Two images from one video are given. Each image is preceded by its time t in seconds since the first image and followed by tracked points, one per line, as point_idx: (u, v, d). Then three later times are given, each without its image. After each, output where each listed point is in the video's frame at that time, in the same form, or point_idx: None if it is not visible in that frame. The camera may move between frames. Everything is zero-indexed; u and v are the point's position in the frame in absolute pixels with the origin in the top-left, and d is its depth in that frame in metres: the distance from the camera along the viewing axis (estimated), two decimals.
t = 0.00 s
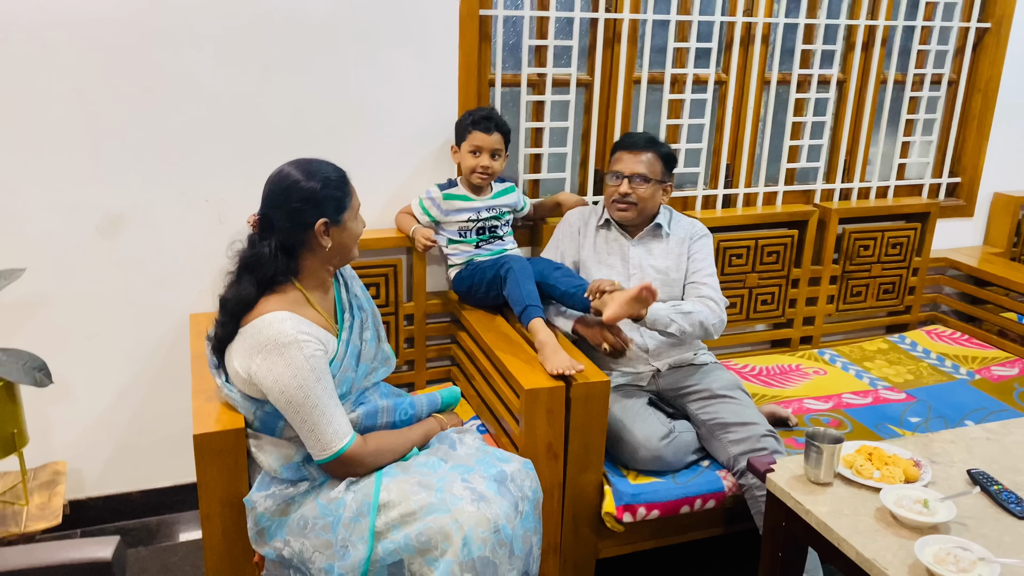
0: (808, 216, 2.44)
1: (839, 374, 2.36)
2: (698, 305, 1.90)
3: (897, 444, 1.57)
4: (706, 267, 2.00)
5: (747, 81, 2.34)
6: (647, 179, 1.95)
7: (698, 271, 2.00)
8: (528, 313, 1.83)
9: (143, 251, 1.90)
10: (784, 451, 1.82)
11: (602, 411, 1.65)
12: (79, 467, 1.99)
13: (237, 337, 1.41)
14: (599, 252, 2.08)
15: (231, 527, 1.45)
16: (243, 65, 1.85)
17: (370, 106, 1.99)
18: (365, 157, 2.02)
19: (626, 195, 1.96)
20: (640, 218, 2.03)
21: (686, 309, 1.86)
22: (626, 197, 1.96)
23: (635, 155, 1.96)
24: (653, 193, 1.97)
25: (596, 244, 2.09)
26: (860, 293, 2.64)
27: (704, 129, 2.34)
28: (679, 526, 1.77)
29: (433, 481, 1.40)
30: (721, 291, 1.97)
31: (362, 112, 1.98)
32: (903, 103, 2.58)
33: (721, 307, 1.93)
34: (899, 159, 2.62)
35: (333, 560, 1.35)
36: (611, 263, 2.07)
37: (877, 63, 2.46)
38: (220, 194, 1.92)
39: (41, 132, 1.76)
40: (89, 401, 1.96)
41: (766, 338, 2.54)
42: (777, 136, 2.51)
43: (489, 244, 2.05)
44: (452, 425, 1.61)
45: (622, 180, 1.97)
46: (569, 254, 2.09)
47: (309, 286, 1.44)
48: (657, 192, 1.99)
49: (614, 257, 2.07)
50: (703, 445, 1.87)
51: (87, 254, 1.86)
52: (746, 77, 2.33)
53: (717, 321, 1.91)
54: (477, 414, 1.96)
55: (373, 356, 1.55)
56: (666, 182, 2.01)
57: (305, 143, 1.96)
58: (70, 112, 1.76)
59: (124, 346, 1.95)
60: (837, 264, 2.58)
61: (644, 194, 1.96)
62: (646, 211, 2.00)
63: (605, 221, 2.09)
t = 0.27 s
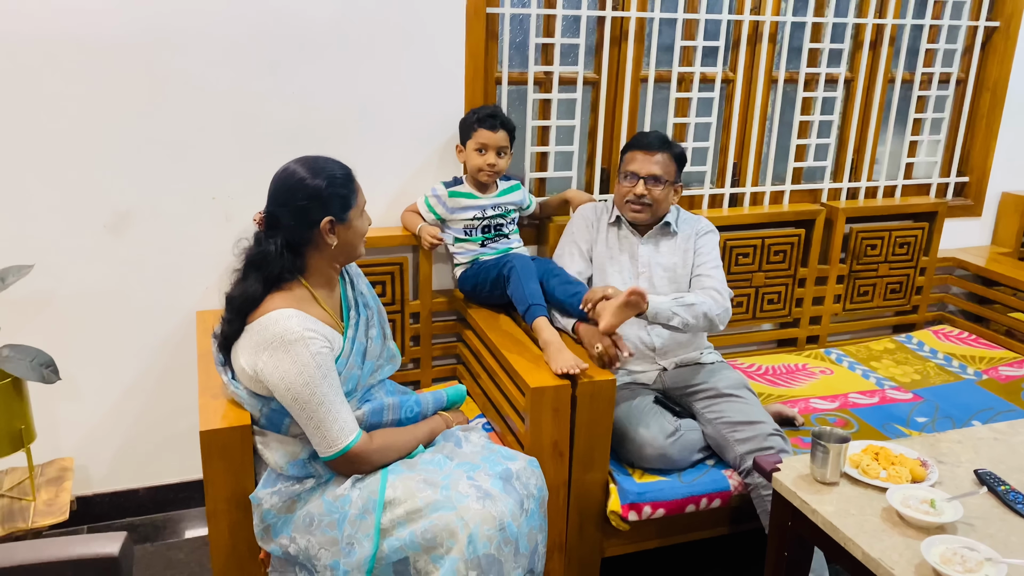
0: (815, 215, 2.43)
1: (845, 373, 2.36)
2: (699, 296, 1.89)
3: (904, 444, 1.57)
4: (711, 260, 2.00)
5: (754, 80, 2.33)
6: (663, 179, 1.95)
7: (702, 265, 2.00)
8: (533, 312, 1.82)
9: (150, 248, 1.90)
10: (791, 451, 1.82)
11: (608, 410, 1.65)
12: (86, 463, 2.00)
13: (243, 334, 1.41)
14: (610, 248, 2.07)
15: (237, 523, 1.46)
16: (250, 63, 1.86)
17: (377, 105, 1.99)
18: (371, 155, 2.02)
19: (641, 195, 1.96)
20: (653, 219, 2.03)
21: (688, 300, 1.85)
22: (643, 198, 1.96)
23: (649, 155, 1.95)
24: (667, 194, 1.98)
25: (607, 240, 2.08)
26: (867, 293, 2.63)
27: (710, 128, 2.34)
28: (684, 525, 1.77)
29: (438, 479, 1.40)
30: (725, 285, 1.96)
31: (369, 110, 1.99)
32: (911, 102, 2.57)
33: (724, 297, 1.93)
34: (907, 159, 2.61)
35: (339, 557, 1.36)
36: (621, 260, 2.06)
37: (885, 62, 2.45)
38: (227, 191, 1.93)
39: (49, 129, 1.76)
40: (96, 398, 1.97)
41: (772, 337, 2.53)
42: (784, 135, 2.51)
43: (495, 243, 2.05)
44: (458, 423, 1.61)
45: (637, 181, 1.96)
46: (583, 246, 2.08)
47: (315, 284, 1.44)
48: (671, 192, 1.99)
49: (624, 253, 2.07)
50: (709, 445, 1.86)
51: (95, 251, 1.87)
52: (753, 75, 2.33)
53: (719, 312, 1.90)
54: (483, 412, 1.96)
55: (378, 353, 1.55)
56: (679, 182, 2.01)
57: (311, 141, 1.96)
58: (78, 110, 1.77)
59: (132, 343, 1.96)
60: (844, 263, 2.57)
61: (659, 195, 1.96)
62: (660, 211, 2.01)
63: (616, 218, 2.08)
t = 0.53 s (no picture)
0: (823, 216, 2.42)
1: (852, 375, 2.35)
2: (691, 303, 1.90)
3: (911, 447, 1.56)
4: (710, 261, 2.00)
5: (762, 81, 2.32)
6: (670, 177, 1.96)
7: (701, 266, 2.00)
8: (535, 314, 1.82)
9: (156, 248, 1.91)
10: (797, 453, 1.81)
11: (614, 411, 1.64)
12: (91, 462, 2.01)
13: (248, 334, 1.41)
14: (617, 247, 2.07)
15: (242, 524, 1.46)
16: (257, 63, 1.86)
17: (383, 104, 1.99)
18: (377, 155, 2.02)
19: (650, 194, 1.96)
20: (661, 217, 2.03)
21: (679, 310, 1.87)
22: (652, 197, 1.97)
23: (653, 154, 1.96)
24: (675, 191, 1.98)
25: (614, 239, 2.07)
26: (874, 294, 2.62)
27: (717, 129, 2.33)
28: (689, 527, 1.76)
29: (444, 480, 1.40)
30: (721, 286, 1.97)
31: (375, 110, 1.99)
32: (920, 102, 2.56)
33: (717, 300, 1.93)
34: (915, 160, 2.59)
35: (344, 558, 1.36)
36: (628, 259, 2.06)
37: (894, 62, 2.44)
38: (233, 191, 1.93)
39: (56, 128, 1.77)
40: (102, 397, 1.97)
41: (779, 339, 2.52)
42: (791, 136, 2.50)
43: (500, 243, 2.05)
44: (464, 424, 1.61)
45: (644, 180, 1.97)
46: (590, 243, 2.06)
47: (320, 284, 1.44)
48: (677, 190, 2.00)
49: (631, 252, 2.06)
50: (715, 446, 1.86)
51: (101, 250, 1.87)
52: (760, 76, 2.32)
53: (713, 316, 1.91)
54: (489, 413, 1.96)
55: (384, 354, 1.55)
56: (685, 179, 2.02)
57: (317, 141, 1.96)
58: (84, 109, 1.77)
59: (137, 342, 1.96)
60: (851, 265, 2.56)
61: (667, 193, 1.97)
62: (668, 210, 2.01)
63: (622, 218, 2.07)
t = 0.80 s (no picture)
0: (830, 216, 2.41)
1: (859, 375, 2.34)
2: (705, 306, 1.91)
3: (919, 447, 1.55)
4: (722, 264, 2.00)
5: (769, 79, 2.31)
6: (669, 169, 1.96)
7: (713, 269, 2.00)
8: (545, 312, 1.81)
9: (162, 245, 1.91)
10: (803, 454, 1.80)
11: (620, 411, 1.63)
12: (96, 458, 2.01)
13: (254, 330, 1.41)
14: (621, 246, 2.06)
15: (247, 521, 1.46)
16: (264, 60, 1.86)
17: (390, 101, 1.98)
18: (383, 153, 2.02)
19: (651, 188, 1.96)
20: (663, 211, 2.03)
21: (696, 315, 1.87)
22: (653, 191, 1.96)
23: (649, 150, 1.95)
24: (675, 182, 1.98)
25: (618, 239, 2.07)
26: (881, 294, 2.61)
27: (725, 127, 2.32)
28: (695, 527, 1.76)
29: (449, 478, 1.39)
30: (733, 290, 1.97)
31: (382, 108, 1.98)
32: (928, 102, 2.54)
33: (731, 304, 1.93)
34: (923, 159, 2.58)
35: (349, 556, 1.35)
36: (632, 257, 2.05)
37: (902, 61, 2.42)
38: (238, 188, 1.93)
39: (63, 125, 1.77)
40: (107, 393, 1.97)
41: (785, 338, 2.51)
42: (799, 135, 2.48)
43: (506, 242, 2.04)
44: (472, 423, 1.60)
45: (643, 176, 1.97)
46: (593, 245, 2.06)
47: (326, 281, 1.44)
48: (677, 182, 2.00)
49: (635, 251, 2.06)
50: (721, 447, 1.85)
51: (107, 247, 1.87)
52: (768, 75, 2.31)
53: (728, 320, 1.91)
54: (494, 412, 1.95)
55: (390, 352, 1.55)
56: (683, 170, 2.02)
57: (323, 138, 1.96)
58: (91, 106, 1.77)
59: (142, 339, 1.96)
60: (858, 265, 2.55)
61: (668, 185, 1.97)
62: (670, 203, 2.01)
63: (625, 217, 2.07)
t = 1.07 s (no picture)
0: (832, 215, 2.41)
1: (861, 375, 2.33)
2: (734, 323, 1.93)
3: (922, 447, 1.55)
4: (733, 271, 2.04)
5: (772, 79, 2.31)
6: (666, 170, 1.96)
7: (728, 276, 2.03)
8: (547, 310, 1.82)
9: (164, 242, 1.91)
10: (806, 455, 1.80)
11: (623, 410, 1.63)
12: (99, 456, 2.01)
13: (257, 328, 1.41)
14: (620, 248, 2.06)
15: (249, 519, 1.46)
16: (267, 58, 1.86)
17: (393, 100, 1.98)
18: (386, 152, 2.02)
19: (649, 189, 1.96)
20: (661, 212, 2.03)
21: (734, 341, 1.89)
22: (650, 192, 1.96)
23: (646, 151, 1.96)
24: (673, 183, 1.98)
25: (616, 240, 2.07)
26: (884, 294, 2.60)
27: (727, 127, 2.32)
28: (697, 526, 1.75)
29: (452, 477, 1.39)
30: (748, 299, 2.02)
31: (385, 107, 1.98)
32: (931, 102, 2.54)
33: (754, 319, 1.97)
34: (926, 159, 2.57)
35: (351, 554, 1.35)
36: (632, 258, 2.05)
37: (906, 61, 2.42)
38: (241, 186, 1.93)
39: (66, 123, 1.77)
40: (110, 391, 1.97)
41: (787, 338, 2.51)
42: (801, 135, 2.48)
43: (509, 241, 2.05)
44: (473, 422, 1.60)
45: (641, 177, 1.97)
46: (589, 249, 2.06)
47: (329, 280, 1.44)
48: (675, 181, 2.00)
49: (634, 252, 2.06)
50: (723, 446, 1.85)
51: (110, 244, 1.87)
52: (771, 74, 2.31)
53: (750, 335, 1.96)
54: (496, 411, 1.95)
55: (392, 350, 1.55)
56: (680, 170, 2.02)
57: (326, 137, 1.96)
58: (94, 104, 1.78)
59: (145, 337, 1.96)
60: (861, 265, 2.55)
61: (666, 186, 1.97)
62: (669, 202, 2.01)
63: (625, 219, 2.07)
